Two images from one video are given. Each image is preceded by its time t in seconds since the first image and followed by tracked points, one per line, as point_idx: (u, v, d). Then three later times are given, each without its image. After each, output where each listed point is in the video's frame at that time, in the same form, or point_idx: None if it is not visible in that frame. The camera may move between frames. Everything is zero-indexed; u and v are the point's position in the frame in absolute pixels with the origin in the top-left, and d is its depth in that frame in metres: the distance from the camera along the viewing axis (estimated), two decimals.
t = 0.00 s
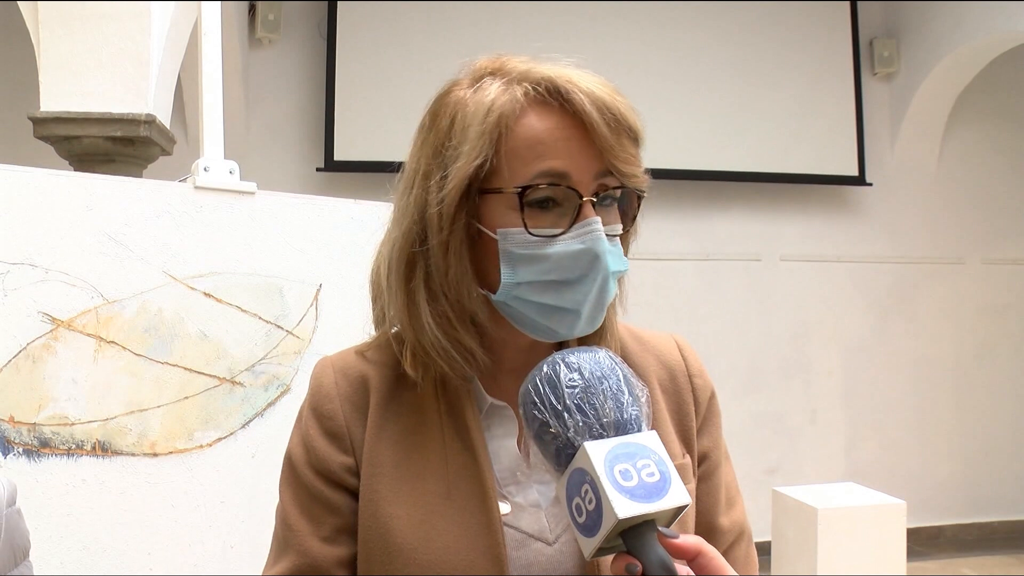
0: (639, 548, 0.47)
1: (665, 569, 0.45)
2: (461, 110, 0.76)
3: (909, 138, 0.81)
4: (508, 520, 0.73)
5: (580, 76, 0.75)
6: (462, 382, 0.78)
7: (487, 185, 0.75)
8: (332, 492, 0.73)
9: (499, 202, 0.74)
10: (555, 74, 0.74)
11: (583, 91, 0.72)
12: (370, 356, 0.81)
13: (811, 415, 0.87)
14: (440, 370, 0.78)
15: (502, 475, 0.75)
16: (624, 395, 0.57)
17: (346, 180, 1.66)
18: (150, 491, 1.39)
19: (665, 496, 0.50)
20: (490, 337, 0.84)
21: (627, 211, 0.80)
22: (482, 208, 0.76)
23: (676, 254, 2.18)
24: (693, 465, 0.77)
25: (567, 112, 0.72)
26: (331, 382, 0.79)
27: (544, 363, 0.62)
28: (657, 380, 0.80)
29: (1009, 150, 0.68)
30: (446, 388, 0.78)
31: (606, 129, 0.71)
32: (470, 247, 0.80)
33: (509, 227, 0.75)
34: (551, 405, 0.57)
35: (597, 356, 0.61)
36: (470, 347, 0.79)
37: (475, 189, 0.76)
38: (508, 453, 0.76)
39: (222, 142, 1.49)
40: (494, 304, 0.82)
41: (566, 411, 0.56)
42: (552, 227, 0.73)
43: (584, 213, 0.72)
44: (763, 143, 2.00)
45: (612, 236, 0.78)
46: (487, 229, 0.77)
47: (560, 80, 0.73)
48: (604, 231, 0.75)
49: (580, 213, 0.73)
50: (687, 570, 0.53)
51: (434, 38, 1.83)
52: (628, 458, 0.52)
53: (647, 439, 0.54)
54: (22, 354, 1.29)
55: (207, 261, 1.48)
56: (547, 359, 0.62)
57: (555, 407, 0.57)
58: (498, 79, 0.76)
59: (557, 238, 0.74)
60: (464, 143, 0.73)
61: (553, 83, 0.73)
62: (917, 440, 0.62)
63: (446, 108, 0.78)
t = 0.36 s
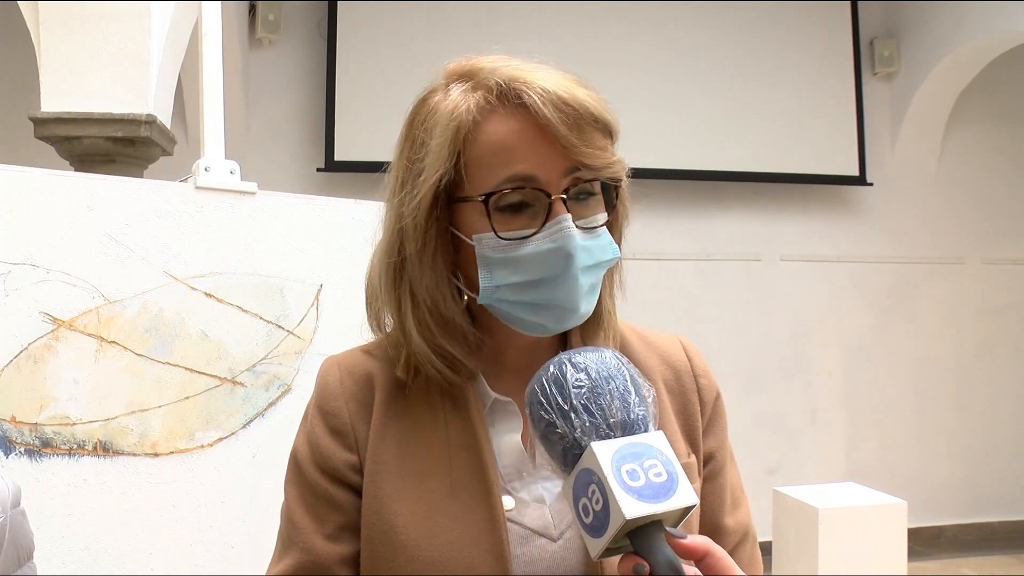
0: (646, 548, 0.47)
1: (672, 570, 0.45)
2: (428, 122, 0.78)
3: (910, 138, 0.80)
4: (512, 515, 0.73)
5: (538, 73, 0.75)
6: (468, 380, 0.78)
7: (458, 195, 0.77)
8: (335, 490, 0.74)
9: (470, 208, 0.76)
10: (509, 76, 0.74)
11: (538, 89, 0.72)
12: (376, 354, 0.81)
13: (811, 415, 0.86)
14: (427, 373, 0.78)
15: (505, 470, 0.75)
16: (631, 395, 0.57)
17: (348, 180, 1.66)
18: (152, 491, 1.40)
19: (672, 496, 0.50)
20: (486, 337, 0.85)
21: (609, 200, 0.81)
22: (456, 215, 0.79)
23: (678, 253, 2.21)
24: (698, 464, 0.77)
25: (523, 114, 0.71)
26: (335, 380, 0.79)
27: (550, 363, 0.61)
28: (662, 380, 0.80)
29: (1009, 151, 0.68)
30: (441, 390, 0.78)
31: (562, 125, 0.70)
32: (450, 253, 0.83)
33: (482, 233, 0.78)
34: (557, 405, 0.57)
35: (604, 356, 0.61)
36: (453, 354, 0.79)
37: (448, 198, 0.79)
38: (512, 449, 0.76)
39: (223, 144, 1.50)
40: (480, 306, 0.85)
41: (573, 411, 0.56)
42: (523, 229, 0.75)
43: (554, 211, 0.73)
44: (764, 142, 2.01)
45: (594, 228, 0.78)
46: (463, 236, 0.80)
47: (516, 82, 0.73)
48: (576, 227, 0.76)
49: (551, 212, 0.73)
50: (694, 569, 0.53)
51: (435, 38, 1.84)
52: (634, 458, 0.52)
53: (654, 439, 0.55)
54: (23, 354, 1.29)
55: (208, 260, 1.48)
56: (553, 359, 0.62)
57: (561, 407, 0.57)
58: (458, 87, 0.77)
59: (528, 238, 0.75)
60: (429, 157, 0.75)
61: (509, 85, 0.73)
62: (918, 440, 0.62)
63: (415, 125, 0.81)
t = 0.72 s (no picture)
0: (653, 543, 0.47)
1: (679, 565, 0.45)
2: (422, 118, 0.78)
3: (912, 136, 0.81)
4: (513, 512, 0.73)
5: (531, 64, 0.75)
6: (469, 378, 0.78)
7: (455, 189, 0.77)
8: (336, 486, 0.74)
9: (467, 202, 0.76)
10: (501, 67, 0.74)
11: (531, 79, 0.72)
12: (374, 351, 0.82)
13: (814, 413, 0.86)
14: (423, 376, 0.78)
15: (507, 466, 0.75)
16: (637, 388, 0.57)
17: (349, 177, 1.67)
18: (153, 488, 1.40)
19: (679, 490, 0.50)
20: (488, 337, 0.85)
21: (609, 191, 0.81)
22: (454, 210, 0.79)
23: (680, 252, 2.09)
24: (700, 460, 0.77)
25: (516, 104, 0.71)
26: (335, 376, 0.79)
27: (556, 356, 0.61)
28: (664, 376, 0.80)
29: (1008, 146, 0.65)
30: (442, 386, 0.78)
31: (555, 112, 0.69)
32: (449, 249, 0.83)
33: (479, 226, 0.77)
34: (564, 398, 0.57)
35: (610, 349, 0.61)
36: (451, 350, 0.78)
37: (445, 193, 0.78)
38: (513, 445, 0.76)
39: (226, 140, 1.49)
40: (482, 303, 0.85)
41: (579, 404, 0.56)
42: (522, 221, 0.75)
43: (552, 200, 0.73)
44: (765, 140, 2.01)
45: (595, 219, 0.78)
46: (461, 231, 0.80)
47: (509, 73, 0.73)
48: (574, 216, 0.75)
49: (549, 201, 0.73)
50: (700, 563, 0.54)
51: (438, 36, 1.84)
52: (641, 452, 0.52)
53: (661, 433, 0.54)
54: (25, 350, 1.29)
55: (209, 258, 1.48)
56: (559, 352, 0.62)
57: (567, 400, 0.56)
58: (451, 81, 0.77)
59: (526, 229, 0.75)
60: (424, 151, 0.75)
61: (502, 77, 0.73)
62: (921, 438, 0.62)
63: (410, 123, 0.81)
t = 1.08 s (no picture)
0: (651, 543, 0.47)
1: (678, 565, 0.45)
2: (416, 124, 0.78)
3: (912, 136, 0.81)
4: (513, 513, 0.73)
5: (524, 67, 0.74)
6: (468, 382, 0.78)
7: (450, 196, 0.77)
8: (334, 487, 0.74)
9: (462, 209, 0.76)
10: (493, 71, 0.74)
11: (524, 83, 0.71)
12: (369, 350, 0.82)
13: (814, 413, 0.86)
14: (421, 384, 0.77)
15: (506, 466, 0.75)
16: (634, 386, 0.57)
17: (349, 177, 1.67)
18: (154, 487, 1.40)
19: (677, 489, 0.49)
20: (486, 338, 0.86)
21: (607, 194, 0.81)
22: (450, 216, 0.79)
23: (677, 252, 2.09)
24: (699, 460, 0.77)
25: (509, 108, 0.71)
26: (333, 377, 0.79)
27: (552, 354, 0.61)
28: (664, 376, 0.80)
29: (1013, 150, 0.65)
30: (441, 392, 0.77)
31: (549, 116, 0.69)
32: (444, 255, 0.83)
33: (476, 234, 0.78)
34: (560, 397, 0.57)
35: (606, 347, 0.61)
36: (447, 358, 0.78)
37: (441, 199, 0.79)
38: (512, 446, 0.76)
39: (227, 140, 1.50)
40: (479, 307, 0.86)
41: (575, 403, 0.56)
42: (517, 227, 0.74)
43: (548, 207, 0.72)
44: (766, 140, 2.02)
45: (593, 224, 0.78)
46: (457, 238, 0.80)
47: (501, 77, 0.73)
48: (572, 222, 0.75)
49: (546, 208, 0.73)
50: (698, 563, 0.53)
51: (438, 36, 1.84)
52: (638, 450, 0.52)
53: (658, 431, 0.54)
54: (25, 350, 1.29)
55: (209, 257, 1.48)
56: (555, 350, 0.62)
57: (564, 399, 0.57)
58: (444, 86, 0.76)
59: (523, 236, 0.75)
60: (418, 158, 0.76)
61: (495, 81, 0.73)
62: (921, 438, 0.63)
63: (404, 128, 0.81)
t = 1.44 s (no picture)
0: (641, 542, 0.47)
1: (667, 564, 0.45)
2: (413, 125, 0.78)
3: (912, 135, 0.81)
4: (511, 513, 0.73)
5: (521, 69, 0.74)
6: (465, 380, 0.78)
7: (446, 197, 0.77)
8: (333, 487, 0.74)
9: (458, 210, 0.76)
10: (491, 73, 0.74)
11: (520, 85, 0.71)
12: (368, 351, 0.82)
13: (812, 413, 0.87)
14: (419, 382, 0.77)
15: (504, 467, 0.75)
16: (624, 385, 0.57)
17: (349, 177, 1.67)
18: (154, 487, 1.40)
19: (667, 487, 0.49)
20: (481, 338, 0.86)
21: (602, 196, 0.81)
22: (445, 217, 0.79)
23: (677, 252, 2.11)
24: (697, 460, 0.77)
25: (506, 111, 0.71)
26: (332, 377, 0.79)
27: (543, 353, 0.62)
28: (662, 376, 0.80)
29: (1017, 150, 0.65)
30: (438, 390, 0.77)
31: (546, 119, 0.69)
32: (440, 255, 0.83)
33: (471, 235, 0.78)
34: (551, 395, 0.57)
35: (597, 345, 0.61)
36: (443, 358, 0.78)
37: (437, 200, 0.79)
38: (510, 447, 0.76)
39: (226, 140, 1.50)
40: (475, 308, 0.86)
41: (566, 402, 0.56)
42: (513, 229, 0.74)
43: (544, 209, 0.72)
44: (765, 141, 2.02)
45: (588, 225, 0.78)
46: (453, 238, 0.80)
47: (498, 79, 0.73)
48: (567, 225, 0.75)
49: (542, 210, 0.72)
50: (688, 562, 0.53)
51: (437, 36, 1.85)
52: (628, 449, 0.52)
53: (648, 429, 0.54)
54: (24, 350, 1.28)
55: (208, 257, 1.48)
56: (546, 348, 0.62)
57: (554, 397, 0.57)
58: (441, 87, 0.76)
59: (519, 238, 0.75)
60: (414, 159, 0.76)
61: (491, 83, 0.73)
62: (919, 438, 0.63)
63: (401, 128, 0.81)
